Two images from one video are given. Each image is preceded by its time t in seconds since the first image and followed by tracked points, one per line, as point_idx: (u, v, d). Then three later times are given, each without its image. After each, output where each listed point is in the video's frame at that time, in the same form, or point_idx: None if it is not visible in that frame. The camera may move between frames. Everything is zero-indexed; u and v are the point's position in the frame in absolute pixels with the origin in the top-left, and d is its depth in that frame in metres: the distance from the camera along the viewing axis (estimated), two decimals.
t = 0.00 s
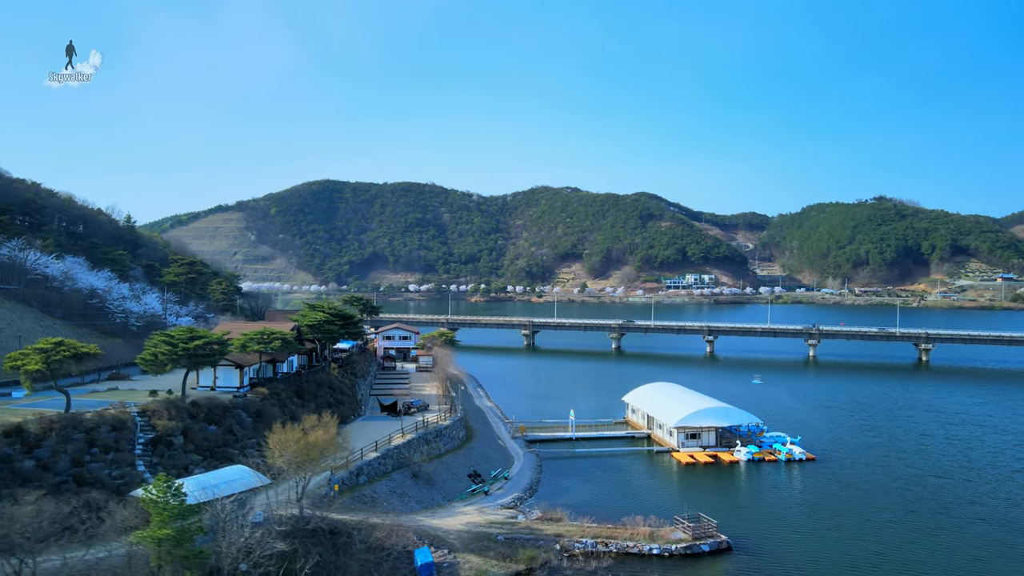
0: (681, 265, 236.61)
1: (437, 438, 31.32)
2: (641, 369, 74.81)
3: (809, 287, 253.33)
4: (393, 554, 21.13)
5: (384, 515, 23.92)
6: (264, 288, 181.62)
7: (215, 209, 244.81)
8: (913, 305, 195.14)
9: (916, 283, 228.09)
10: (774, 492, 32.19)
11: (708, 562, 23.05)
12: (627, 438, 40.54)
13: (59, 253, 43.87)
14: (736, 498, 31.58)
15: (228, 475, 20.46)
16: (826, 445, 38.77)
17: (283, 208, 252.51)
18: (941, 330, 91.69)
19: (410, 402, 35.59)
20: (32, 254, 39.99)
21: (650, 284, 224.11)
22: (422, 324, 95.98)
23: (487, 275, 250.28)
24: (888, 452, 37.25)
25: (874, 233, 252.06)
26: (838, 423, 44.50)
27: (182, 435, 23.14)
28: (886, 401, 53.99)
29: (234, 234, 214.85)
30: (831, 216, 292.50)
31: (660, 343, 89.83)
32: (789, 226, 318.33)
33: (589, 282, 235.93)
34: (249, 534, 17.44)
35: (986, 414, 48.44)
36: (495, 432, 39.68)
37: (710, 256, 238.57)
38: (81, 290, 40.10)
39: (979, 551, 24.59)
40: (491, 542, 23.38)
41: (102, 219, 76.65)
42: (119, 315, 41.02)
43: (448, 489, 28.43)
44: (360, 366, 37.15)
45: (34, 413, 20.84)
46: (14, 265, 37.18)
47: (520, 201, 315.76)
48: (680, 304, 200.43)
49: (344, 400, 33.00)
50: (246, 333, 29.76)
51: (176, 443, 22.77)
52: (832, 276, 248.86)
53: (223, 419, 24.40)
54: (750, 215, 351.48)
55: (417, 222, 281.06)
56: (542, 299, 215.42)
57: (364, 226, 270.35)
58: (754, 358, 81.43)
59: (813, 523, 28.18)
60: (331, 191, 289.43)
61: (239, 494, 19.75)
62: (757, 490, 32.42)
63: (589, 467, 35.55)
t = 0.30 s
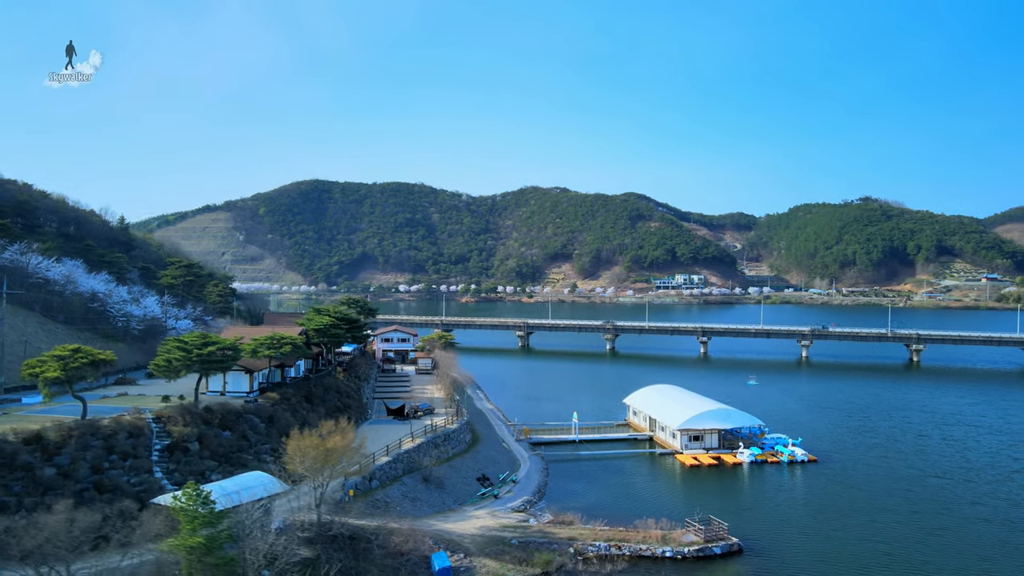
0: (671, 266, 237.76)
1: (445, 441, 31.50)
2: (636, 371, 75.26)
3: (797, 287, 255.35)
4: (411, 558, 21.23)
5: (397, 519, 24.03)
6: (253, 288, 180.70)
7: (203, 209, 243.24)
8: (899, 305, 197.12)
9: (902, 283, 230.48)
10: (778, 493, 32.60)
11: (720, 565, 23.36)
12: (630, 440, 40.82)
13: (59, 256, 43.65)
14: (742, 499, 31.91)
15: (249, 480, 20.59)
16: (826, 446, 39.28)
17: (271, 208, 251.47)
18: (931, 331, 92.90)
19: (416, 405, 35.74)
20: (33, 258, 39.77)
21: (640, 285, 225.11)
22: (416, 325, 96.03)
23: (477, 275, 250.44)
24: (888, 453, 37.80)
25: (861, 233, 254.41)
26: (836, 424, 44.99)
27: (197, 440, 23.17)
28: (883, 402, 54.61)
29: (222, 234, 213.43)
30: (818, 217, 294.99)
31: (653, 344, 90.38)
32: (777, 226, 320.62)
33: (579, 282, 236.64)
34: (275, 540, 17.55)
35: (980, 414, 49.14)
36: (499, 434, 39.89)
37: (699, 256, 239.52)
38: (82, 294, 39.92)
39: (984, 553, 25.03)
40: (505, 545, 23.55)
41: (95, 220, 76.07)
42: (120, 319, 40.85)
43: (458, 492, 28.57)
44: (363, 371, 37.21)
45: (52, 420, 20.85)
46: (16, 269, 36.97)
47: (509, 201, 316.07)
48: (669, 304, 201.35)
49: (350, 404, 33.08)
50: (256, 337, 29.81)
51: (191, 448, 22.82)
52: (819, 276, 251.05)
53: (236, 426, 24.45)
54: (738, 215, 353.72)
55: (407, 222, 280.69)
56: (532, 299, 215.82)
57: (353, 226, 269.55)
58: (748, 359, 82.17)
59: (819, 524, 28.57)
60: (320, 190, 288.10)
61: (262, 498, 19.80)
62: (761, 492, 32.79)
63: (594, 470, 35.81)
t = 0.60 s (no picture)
0: (663, 266, 238.64)
1: (457, 445, 31.68)
2: (634, 372, 75.64)
3: (789, 287, 256.91)
4: (432, 563, 21.39)
5: (415, 523, 24.19)
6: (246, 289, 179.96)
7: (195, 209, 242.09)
8: (890, 304, 198.59)
9: (892, 283, 232.26)
10: (786, 495, 32.96)
11: (735, 568, 23.66)
12: (636, 443, 41.11)
13: (63, 259, 43.52)
14: (751, 502, 32.23)
15: (273, 486, 20.73)
16: (830, 448, 39.72)
17: (264, 208, 250.26)
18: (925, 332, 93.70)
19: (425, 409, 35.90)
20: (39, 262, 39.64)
21: (633, 285, 225.89)
22: (414, 326, 96.08)
23: (470, 275, 250.55)
24: (891, 454, 38.27)
25: (852, 234, 256.16)
26: (838, 426, 45.46)
27: (216, 446, 23.24)
28: (882, 403, 55.18)
29: (214, 234, 212.49)
30: (809, 217, 296.83)
31: (650, 345, 90.85)
32: (768, 226, 322.41)
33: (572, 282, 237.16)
34: (304, 547, 17.66)
35: (978, 415, 49.76)
36: (506, 437, 40.09)
37: (692, 257, 239.86)
38: (88, 298, 39.82)
39: (993, 554, 25.44)
40: (524, 549, 23.75)
41: (92, 221, 75.69)
42: (126, 323, 40.78)
43: (471, 496, 28.76)
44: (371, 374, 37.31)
45: (75, 428, 20.88)
46: (23, 273, 36.88)
47: (502, 202, 316.36)
48: (663, 304, 202.07)
49: (360, 408, 33.19)
50: (268, 343, 29.91)
51: (211, 453, 22.88)
52: (811, 276, 252.80)
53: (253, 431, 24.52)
54: (730, 215, 355.37)
55: (399, 223, 280.45)
56: (526, 300, 216.12)
57: (346, 226, 269.00)
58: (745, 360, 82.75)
59: (829, 526, 28.90)
60: (312, 190, 287.22)
61: (287, 504, 19.91)
62: (769, 494, 33.13)
63: (602, 472, 36.08)
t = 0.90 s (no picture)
0: (656, 266, 239.41)
1: (469, 449, 31.86)
2: (633, 373, 75.97)
3: (781, 287, 258.39)
4: (455, 568, 21.59)
5: (433, 528, 24.37)
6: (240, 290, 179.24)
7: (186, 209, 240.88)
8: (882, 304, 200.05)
9: (883, 284, 234.03)
10: (794, 498, 33.29)
11: (750, 571, 23.96)
12: (642, 445, 41.40)
13: (69, 263, 43.42)
14: (760, 504, 32.57)
15: (298, 493, 20.90)
16: (834, 450, 40.13)
17: (256, 208, 249.35)
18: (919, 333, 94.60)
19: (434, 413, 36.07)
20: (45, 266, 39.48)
21: (627, 285, 226.55)
22: (411, 327, 96.06)
23: (464, 276, 250.60)
24: (894, 456, 38.73)
25: (843, 234, 257.88)
26: (841, 428, 45.90)
27: (236, 452, 23.32)
28: (880, 404, 55.76)
29: (206, 234, 211.36)
30: (800, 218, 298.64)
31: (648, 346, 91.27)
32: (760, 227, 324.10)
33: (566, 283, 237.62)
34: (334, 554, 17.78)
35: (977, 416, 50.37)
36: (513, 440, 40.31)
37: (685, 257, 240.62)
38: (94, 303, 39.70)
39: (1001, 555, 25.85)
40: (542, 554, 23.96)
41: (89, 222, 75.27)
42: (132, 327, 40.70)
43: (485, 501, 28.95)
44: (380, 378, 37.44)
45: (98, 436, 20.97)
46: (30, 278, 36.77)
47: (495, 202, 316.50)
48: (656, 305, 202.68)
49: (371, 413, 33.32)
50: (282, 348, 30.01)
51: (231, 460, 22.95)
52: (802, 277, 254.42)
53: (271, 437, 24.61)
54: (721, 216, 356.95)
55: (393, 223, 280.08)
56: (520, 300, 216.34)
57: (339, 226, 268.39)
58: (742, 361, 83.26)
59: (838, 528, 29.26)
60: (304, 190, 286.28)
61: (313, 510, 20.05)
62: (777, 496, 33.47)
63: (610, 475, 36.35)
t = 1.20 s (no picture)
0: (648, 267, 240.34)
1: (478, 454, 32.11)
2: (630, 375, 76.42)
3: (771, 287, 260.04)
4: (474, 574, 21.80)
5: (449, 533, 24.61)
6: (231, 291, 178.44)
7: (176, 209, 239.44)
8: (871, 305, 201.86)
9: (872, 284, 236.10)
10: (799, 500, 33.75)
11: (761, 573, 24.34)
12: (646, 448, 41.75)
13: (73, 267, 43.34)
14: (766, 506, 32.97)
15: (320, 501, 21.07)
16: (835, 452, 40.63)
17: (247, 209, 248.18)
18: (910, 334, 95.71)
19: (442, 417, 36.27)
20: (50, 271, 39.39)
21: (619, 286, 227.30)
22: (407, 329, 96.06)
23: (455, 276, 250.50)
24: (894, 458, 39.29)
25: (832, 235, 259.95)
26: (840, 429, 46.45)
27: (254, 459, 23.44)
28: (875, 406, 56.48)
29: (197, 235, 210.18)
30: (790, 218, 300.76)
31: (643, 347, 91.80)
32: (749, 227, 326.09)
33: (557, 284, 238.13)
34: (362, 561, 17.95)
35: (972, 417, 51.12)
36: (518, 443, 40.57)
37: (676, 257, 241.86)
38: (100, 307, 39.60)
39: (1005, 556, 26.36)
40: (557, 558, 24.22)
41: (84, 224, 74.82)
42: (137, 331, 40.65)
43: (497, 505, 29.21)
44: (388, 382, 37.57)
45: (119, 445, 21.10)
46: (37, 283, 36.70)
47: (486, 202, 316.69)
48: (648, 305, 203.48)
49: (380, 417, 33.48)
50: (293, 354, 30.14)
51: (250, 467, 23.06)
52: (792, 277, 256.26)
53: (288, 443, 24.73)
54: (711, 216, 358.90)
55: (384, 223, 279.68)
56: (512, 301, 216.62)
57: (330, 227, 267.69)
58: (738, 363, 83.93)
59: (845, 530, 29.69)
60: (295, 190, 285.31)
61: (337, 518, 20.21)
62: (782, 499, 33.90)
63: (616, 478, 36.70)
